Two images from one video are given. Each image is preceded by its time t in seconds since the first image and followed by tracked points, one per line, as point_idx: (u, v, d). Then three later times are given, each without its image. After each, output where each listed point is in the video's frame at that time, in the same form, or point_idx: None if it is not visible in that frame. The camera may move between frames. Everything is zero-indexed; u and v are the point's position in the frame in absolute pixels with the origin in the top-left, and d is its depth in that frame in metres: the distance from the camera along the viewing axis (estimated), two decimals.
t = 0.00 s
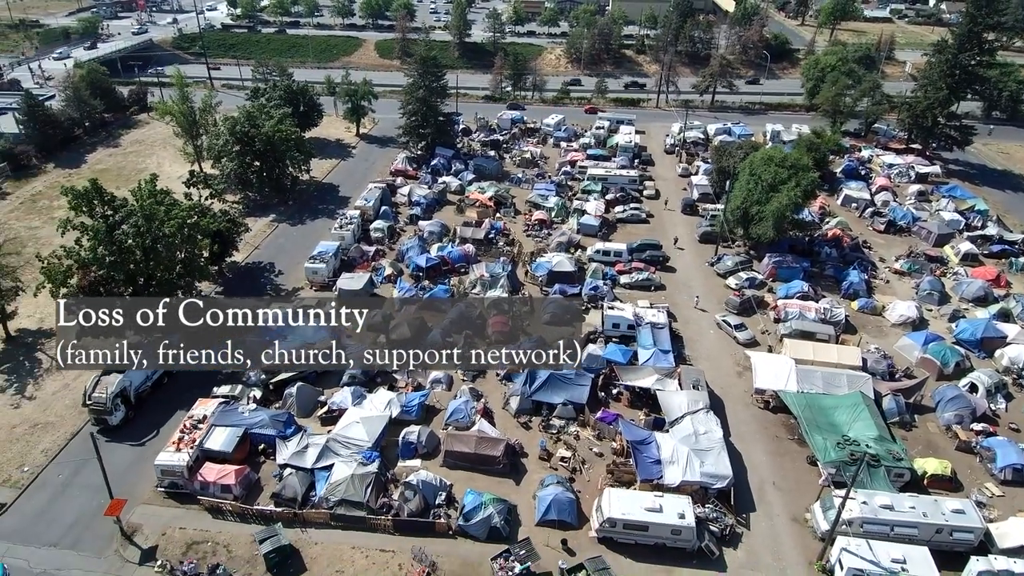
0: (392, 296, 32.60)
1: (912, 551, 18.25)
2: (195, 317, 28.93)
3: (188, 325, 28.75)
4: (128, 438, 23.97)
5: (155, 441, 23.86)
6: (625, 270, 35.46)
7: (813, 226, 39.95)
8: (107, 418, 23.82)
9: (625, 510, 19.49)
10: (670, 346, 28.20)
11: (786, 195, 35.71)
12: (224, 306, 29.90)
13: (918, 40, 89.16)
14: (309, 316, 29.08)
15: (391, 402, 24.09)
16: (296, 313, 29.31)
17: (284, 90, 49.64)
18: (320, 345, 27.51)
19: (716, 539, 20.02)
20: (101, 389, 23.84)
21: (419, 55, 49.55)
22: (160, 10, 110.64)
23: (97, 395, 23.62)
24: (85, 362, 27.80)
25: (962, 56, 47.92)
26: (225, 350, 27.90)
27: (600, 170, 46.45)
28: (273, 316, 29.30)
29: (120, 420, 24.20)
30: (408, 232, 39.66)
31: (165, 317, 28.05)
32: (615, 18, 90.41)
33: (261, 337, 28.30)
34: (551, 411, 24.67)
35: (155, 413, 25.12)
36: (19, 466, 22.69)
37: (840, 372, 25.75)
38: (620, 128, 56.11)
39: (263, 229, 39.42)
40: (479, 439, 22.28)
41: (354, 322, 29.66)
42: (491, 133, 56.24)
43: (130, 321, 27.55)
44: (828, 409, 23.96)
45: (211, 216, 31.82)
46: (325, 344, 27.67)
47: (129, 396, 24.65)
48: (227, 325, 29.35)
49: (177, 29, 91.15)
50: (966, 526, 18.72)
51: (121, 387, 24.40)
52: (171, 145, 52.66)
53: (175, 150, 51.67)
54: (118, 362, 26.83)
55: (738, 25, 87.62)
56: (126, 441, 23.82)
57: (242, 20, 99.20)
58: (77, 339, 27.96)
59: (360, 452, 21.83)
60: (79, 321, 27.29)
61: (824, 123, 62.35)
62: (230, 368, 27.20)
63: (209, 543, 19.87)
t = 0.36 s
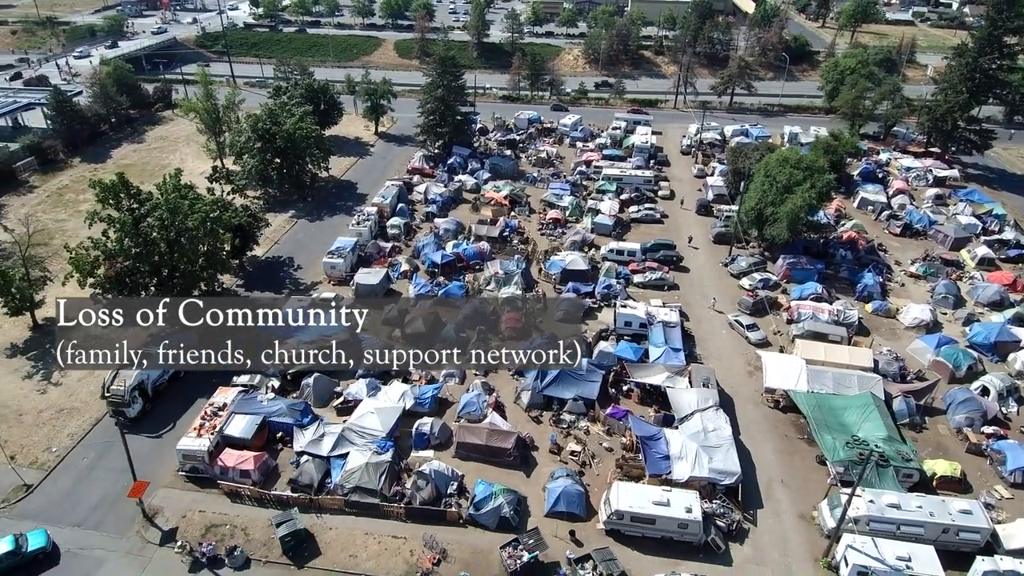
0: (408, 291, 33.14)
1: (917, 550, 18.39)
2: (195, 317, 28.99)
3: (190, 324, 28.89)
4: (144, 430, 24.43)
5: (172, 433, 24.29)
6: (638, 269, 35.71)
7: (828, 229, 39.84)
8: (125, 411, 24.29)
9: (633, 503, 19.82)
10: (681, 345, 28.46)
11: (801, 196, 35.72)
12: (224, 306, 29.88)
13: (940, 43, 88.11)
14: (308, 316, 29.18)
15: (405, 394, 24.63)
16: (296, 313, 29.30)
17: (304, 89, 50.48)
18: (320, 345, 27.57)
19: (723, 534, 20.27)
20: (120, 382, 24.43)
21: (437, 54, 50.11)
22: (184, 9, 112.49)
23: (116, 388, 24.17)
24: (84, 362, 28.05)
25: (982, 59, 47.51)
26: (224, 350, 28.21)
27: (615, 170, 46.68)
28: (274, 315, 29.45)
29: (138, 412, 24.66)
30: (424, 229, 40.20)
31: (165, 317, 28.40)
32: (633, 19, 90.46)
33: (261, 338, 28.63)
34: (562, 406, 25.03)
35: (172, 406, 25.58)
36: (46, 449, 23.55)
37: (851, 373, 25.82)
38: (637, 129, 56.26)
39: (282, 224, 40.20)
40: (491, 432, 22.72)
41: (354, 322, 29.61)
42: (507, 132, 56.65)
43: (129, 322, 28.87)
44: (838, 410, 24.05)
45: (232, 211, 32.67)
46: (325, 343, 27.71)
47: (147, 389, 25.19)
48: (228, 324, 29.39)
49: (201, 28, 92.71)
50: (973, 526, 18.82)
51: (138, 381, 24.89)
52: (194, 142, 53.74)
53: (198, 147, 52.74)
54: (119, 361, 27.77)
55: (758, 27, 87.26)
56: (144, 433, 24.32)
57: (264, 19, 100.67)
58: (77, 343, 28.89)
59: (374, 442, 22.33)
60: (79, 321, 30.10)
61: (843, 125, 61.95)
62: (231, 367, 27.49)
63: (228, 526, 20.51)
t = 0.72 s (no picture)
0: (423, 287, 33.67)
1: (924, 549, 18.48)
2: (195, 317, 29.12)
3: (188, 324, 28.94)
4: (161, 422, 24.92)
5: (188, 425, 24.79)
6: (652, 269, 35.94)
7: (844, 231, 39.67)
8: (143, 402, 24.82)
9: (641, 497, 20.11)
10: (692, 344, 28.67)
11: (817, 198, 35.67)
12: (224, 305, 29.99)
13: (964, 47, 86.96)
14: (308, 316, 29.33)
15: (419, 386, 25.13)
16: (296, 312, 29.73)
17: (325, 87, 51.28)
18: (320, 345, 27.78)
19: (729, 530, 20.50)
20: (138, 374, 24.91)
21: (456, 54, 50.63)
22: (208, 8, 114.28)
23: (134, 380, 24.64)
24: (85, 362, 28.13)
25: (1004, 63, 47.01)
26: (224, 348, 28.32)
27: (631, 170, 46.87)
28: (274, 316, 30.00)
29: (155, 404, 25.20)
30: (440, 226, 40.73)
31: (164, 317, 29.17)
32: (653, 20, 90.44)
33: (260, 339, 28.97)
34: (573, 402, 25.37)
35: (188, 398, 26.11)
36: (72, 432, 24.39)
37: (863, 375, 25.85)
38: (654, 129, 56.37)
39: (302, 220, 40.97)
40: (502, 424, 23.13)
41: (354, 322, 28.82)
42: (524, 132, 57.02)
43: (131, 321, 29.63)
44: (849, 411, 24.09)
45: (254, 205, 33.45)
46: (325, 343, 27.94)
47: (164, 381, 25.71)
48: (227, 324, 29.53)
49: (224, 27, 94.20)
50: (980, 528, 18.89)
51: (156, 374, 25.48)
52: (217, 138, 54.81)
53: (220, 143, 53.78)
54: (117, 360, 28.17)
55: (779, 29, 86.80)
56: (161, 425, 24.79)
57: (286, 18, 102.02)
58: (76, 343, 28.99)
59: (388, 432, 22.84)
60: (80, 321, 30.16)
61: (862, 128, 61.50)
62: (231, 367, 27.65)
63: (245, 509, 21.14)
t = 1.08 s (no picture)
0: (438, 283, 34.17)
1: (930, 549, 18.56)
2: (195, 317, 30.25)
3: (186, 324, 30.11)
4: (179, 414, 25.43)
5: (204, 418, 25.28)
6: (665, 268, 36.12)
7: (860, 234, 39.51)
8: (160, 394, 25.45)
9: (648, 491, 20.40)
10: (704, 343, 28.86)
11: (833, 200, 35.60)
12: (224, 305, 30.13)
13: (990, 51, 85.64)
14: (309, 317, 30.19)
15: (432, 379, 25.66)
16: (296, 313, 30.42)
17: (346, 86, 52.10)
18: (320, 346, 28.29)
19: (736, 526, 20.71)
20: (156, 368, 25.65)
21: (475, 54, 51.14)
22: (233, 7, 116.11)
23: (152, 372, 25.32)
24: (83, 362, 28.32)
25: None
26: (224, 348, 28.39)
27: (647, 170, 47.04)
28: (274, 315, 30.38)
29: (172, 397, 25.79)
30: (456, 224, 41.23)
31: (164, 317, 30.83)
32: (673, 21, 90.34)
33: (259, 339, 29.46)
34: (583, 398, 25.69)
35: (204, 393, 26.62)
36: (96, 417, 25.22)
37: (874, 377, 25.85)
38: (671, 130, 56.42)
39: (321, 216, 41.71)
40: (513, 418, 23.54)
41: (354, 322, 28.96)
42: (542, 132, 57.39)
43: (131, 322, 30.66)
44: (860, 412, 24.15)
45: (275, 201, 34.24)
46: (325, 344, 28.38)
47: (181, 375, 26.32)
48: (227, 324, 29.77)
49: (249, 26, 95.70)
50: (987, 529, 18.92)
51: (172, 367, 26.17)
52: (239, 135, 55.86)
53: (242, 140, 54.85)
54: (116, 360, 28.36)
55: (800, 31, 86.18)
56: (176, 418, 25.24)
57: (309, 18, 103.34)
58: (76, 343, 29.22)
59: (402, 423, 23.37)
60: (80, 321, 30.60)
61: (882, 131, 60.98)
62: (231, 368, 27.93)
63: (262, 494, 21.77)
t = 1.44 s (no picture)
0: (452, 279, 34.65)
1: (935, 549, 18.67)
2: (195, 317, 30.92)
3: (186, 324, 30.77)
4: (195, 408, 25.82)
5: (218, 412, 25.66)
6: (678, 268, 36.30)
7: (875, 238, 39.37)
8: (174, 388, 25.86)
9: (655, 486, 20.68)
10: (715, 343, 29.05)
11: (848, 202, 35.55)
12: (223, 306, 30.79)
13: (1015, 55, 84.39)
14: (308, 316, 30.96)
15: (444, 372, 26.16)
16: (296, 313, 31.09)
17: (365, 85, 52.84)
18: (320, 346, 28.86)
19: (742, 523, 20.92)
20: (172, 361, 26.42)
21: (493, 54, 51.59)
22: (255, 6, 117.75)
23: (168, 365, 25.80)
24: (84, 361, 28.48)
25: None
26: (224, 347, 28.42)
27: (662, 171, 47.20)
28: (274, 315, 30.94)
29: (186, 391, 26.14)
30: (471, 222, 41.70)
31: (164, 316, 31.49)
32: (692, 23, 90.21)
33: (260, 342, 29.53)
34: (593, 394, 26.00)
35: (218, 386, 27.04)
36: (118, 403, 26.01)
37: (885, 379, 25.88)
38: (687, 131, 56.47)
39: (338, 212, 42.40)
40: (523, 412, 23.92)
41: (354, 322, 29.70)
42: (558, 132, 57.72)
43: (131, 321, 30.96)
44: (869, 413, 24.23)
45: (294, 197, 34.92)
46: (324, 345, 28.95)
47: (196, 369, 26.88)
48: (227, 324, 30.13)
49: (271, 25, 97.07)
50: (993, 531, 18.98)
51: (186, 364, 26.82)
52: (260, 132, 56.84)
53: (263, 137, 55.80)
54: (116, 360, 28.41)
55: (821, 33, 85.58)
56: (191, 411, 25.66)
57: (330, 17, 104.51)
58: (76, 343, 29.46)
59: (414, 414, 23.85)
60: (80, 320, 31.12)
61: (901, 135, 60.49)
62: (230, 368, 28.02)
63: (278, 481, 22.38)
